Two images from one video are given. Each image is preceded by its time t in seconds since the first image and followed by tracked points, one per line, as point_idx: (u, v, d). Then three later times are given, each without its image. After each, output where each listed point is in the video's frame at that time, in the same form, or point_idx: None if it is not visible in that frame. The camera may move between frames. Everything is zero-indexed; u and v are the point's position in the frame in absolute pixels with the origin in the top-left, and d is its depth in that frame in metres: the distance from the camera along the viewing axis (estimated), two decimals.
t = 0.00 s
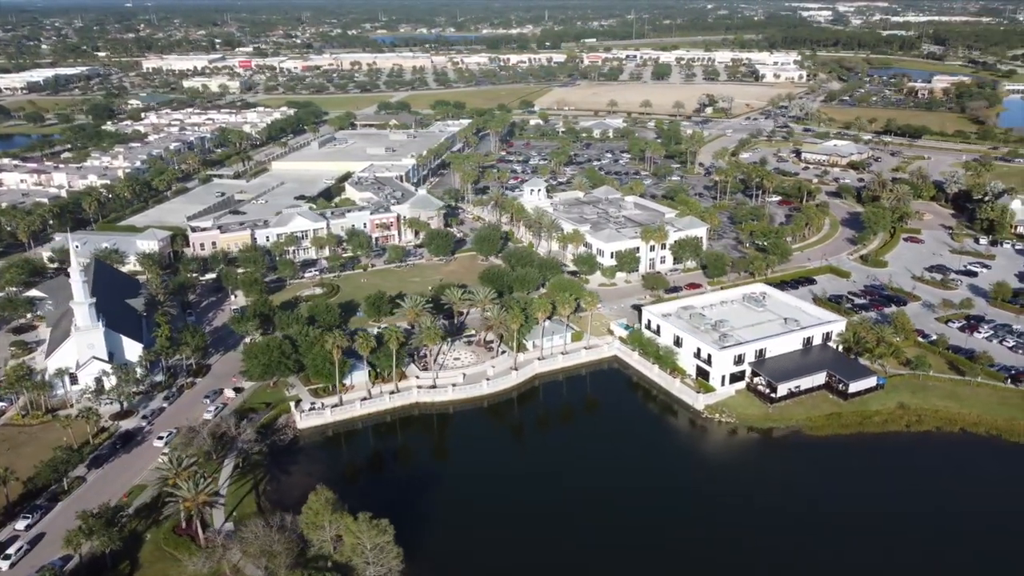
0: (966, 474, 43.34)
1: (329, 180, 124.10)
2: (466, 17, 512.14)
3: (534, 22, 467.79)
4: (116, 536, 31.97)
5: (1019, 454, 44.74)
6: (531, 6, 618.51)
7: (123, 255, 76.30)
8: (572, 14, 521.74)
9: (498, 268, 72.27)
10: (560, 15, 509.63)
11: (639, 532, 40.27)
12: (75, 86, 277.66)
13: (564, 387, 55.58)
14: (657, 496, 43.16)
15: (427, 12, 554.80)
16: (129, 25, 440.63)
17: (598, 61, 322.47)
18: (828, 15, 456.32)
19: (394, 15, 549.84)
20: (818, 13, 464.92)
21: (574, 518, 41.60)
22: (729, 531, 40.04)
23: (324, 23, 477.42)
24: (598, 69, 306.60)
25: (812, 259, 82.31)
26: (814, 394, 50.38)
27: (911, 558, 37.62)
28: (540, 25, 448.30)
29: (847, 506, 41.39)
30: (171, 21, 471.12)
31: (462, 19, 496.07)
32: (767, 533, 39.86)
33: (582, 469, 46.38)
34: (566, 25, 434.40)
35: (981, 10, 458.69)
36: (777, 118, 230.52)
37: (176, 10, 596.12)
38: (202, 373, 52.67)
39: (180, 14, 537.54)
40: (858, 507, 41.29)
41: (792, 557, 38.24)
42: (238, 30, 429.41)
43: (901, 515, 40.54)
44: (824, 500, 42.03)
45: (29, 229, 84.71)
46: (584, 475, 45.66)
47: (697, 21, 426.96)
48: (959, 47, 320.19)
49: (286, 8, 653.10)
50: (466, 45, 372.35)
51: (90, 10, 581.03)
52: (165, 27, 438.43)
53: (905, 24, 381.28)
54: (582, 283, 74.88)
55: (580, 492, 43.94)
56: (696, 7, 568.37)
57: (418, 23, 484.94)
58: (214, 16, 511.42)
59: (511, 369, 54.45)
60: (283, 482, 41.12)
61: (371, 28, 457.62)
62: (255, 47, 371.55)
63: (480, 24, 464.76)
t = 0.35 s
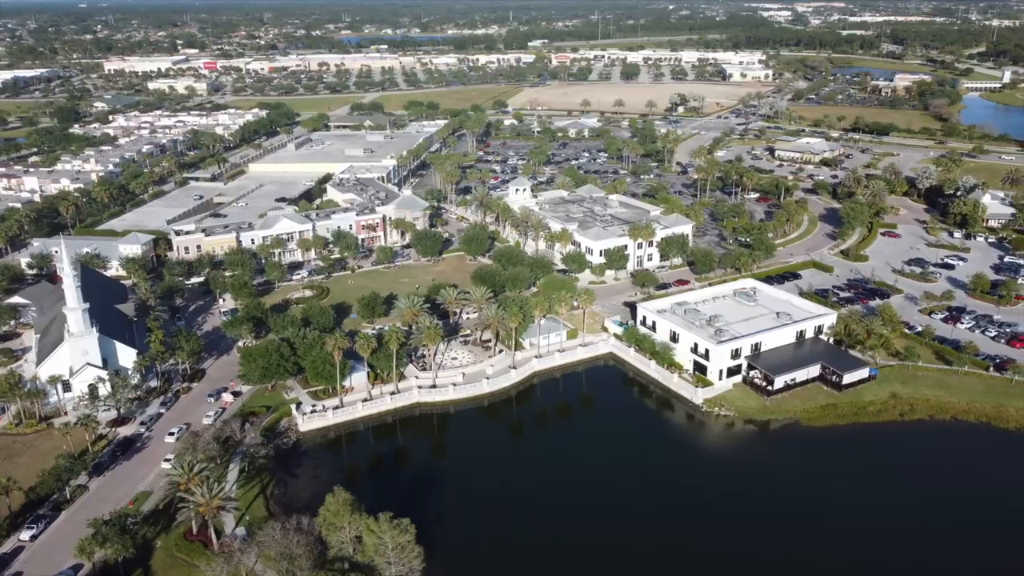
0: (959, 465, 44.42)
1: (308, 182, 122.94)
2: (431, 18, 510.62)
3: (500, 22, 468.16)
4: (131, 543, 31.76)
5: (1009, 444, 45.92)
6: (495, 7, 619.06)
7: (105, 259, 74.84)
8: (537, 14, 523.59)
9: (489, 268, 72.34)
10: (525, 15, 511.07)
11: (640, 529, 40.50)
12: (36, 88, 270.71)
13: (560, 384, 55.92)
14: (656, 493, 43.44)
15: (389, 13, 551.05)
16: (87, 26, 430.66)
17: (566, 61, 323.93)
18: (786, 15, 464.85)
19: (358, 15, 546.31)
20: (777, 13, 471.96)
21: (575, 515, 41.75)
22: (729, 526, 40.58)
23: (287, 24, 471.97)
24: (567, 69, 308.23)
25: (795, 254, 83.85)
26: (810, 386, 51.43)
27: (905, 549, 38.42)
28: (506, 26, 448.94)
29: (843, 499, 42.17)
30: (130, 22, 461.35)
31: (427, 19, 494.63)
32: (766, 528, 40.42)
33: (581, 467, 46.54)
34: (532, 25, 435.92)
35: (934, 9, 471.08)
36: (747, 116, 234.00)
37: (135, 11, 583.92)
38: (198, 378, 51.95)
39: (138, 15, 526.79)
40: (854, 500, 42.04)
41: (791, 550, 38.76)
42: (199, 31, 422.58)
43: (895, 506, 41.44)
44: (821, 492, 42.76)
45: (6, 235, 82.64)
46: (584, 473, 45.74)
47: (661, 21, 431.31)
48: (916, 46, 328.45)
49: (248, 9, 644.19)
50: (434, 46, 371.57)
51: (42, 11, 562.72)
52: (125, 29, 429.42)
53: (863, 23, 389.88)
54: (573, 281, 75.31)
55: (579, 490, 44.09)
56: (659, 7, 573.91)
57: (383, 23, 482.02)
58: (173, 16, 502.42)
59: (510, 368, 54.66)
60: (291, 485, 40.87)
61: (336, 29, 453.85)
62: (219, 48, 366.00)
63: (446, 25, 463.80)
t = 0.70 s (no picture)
0: (958, 457, 45.18)
1: (293, 184, 122.05)
2: (403, 19, 508.74)
3: (472, 23, 467.97)
4: (150, 548, 31.52)
5: (1009, 438, 46.57)
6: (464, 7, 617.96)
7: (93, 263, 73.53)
8: (508, 15, 524.22)
9: (485, 268, 72.45)
10: (496, 16, 511.62)
11: (643, 529, 40.61)
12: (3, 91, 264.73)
13: (561, 382, 56.16)
14: (659, 493, 43.50)
15: (360, 14, 547.44)
16: (51, 28, 421.80)
17: (542, 62, 324.91)
18: (752, 15, 474.71)
19: (328, 15, 542.24)
20: (744, 14, 480.72)
21: (579, 517, 41.67)
22: (731, 525, 40.75)
23: (256, 25, 467.16)
24: (543, 70, 309.07)
25: (784, 252, 85.17)
26: (810, 380, 52.42)
27: (907, 546, 38.76)
28: (479, 26, 449.28)
29: (845, 495, 42.53)
30: (94, 24, 453.06)
31: (398, 20, 493.12)
32: (769, 527, 40.64)
33: (584, 467, 46.55)
34: (503, 26, 436.74)
35: (897, 10, 480.75)
36: (724, 115, 236.61)
37: (100, 12, 573.31)
38: (200, 382, 51.50)
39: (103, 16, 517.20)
40: (856, 497, 42.39)
41: (793, 547, 39.05)
42: (167, 32, 416.23)
43: (897, 503, 41.79)
44: (823, 489, 43.11)
45: None
46: (587, 473, 45.71)
47: (632, 22, 434.02)
48: (883, 45, 334.72)
49: (216, 10, 636.68)
50: (408, 47, 370.56)
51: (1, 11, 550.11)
52: (90, 30, 421.38)
53: (830, 24, 396.70)
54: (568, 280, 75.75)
55: (583, 491, 44.01)
56: (624, 8, 576.95)
57: (355, 24, 479.52)
58: (140, 17, 494.22)
59: (514, 367, 54.95)
60: (304, 488, 40.75)
61: (307, 30, 450.19)
62: (190, 50, 360.99)
63: (416, 26, 462.56)
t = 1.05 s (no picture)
0: (951, 450, 46.27)
1: (274, 186, 120.71)
2: (369, 19, 504.99)
3: (440, 24, 466.78)
4: (167, 556, 31.28)
5: (1002, 432, 47.60)
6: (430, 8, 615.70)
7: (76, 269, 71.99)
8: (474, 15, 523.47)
9: (477, 268, 72.52)
10: (462, 16, 510.90)
11: (644, 529, 40.73)
12: None
13: (558, 380, 56.50)
14: (658, 493, 43.61)
15: (326, 15, 541.58)
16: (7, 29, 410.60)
17: (512, 62, 325.25)
18: (716, 15, 482.15)
19: (293, 16, 536.55)
20: (707, 14, 489.10)
21: (579, 518, 41.62)
22: (731, 523, 40.98)
23: (220, 25, 460.12)
24: (514, 70, 309.51)
25: (768, 248, 86.64)
26: (805, 373, 53.49)
27: (905, 541, 39.25)
28: (447, 27, 448.14)
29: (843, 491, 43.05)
30: (51, 25, 441.90)
31: (364, 21, 489.30)
32: (767, 523, 41.02)
33: (584, 467, 46.57)
34: (471, 27, 436.19)
35: (856, 10, 490.45)
36: (697, 114, 239.20)
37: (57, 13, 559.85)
38: (197, 387, 50.92)
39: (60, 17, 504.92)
40: (855, 493, 42.86)
41: (792, 543, 39.44)
42: (128, 33, 408.00)
43: (895, 499, 42.38)
44: (822, 486, 43.59)
45: None
46: (587, 474, 45.74)
47: (599, 22, 436.34)
48: (845, 44, 341.25)
49: (171, 10, 623.75)
50: (376, 48, 368.30)
51: None
52: (48, 31, 411.10)
53: (793, 23, 403.31)
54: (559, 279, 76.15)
55: (583, 492, 44.04)
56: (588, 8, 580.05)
57: (322, 25, 474.86)
58: (99, 18, 483.45)
59: (514, 366, 55.17)
60: (314, 492, 40.63)
61: (271, 31, 444.86)
62: (153, 51, 354.55)
63: (381, 27, 459.81)
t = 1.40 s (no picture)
0: (944, 441, 47.29)
1: (255, 189, 119.37)
2: (335, 20, 500.57)
3: (407, 24, 464.83)
4: (186, 563, 31.19)
5: (994, 427, 48.44)
6: (395, 8, 612.60)
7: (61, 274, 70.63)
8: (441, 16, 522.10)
9: (469, 268, 72.61)
10: (428, 17, 509.44)
11: (644, 529, 40.81)
12: None
13: (556, 378, 56.86)
14: (659, 494, 43.65)
15: (292, 16, 536.04)
16: None
17: (483, 63, 325.14)
18: (682, 15, 486.91)
19: (257, 17, 530.21)
20: (673, 14, 494.17)
21: (581, 519, 41.64)
22: (731, 523, 41.16)
23: (182, 26, 452.55)
24: (485, 70, 309.52)
25: (753, 245, 88.00)
26: (800, 367, 54.60)
27: (902, 538, 39.61)
28: (415, 28, 446.50)
29: (841, 488, 43.51)
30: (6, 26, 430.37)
31: (330, 22, 484.48)
32: (766, 520, 41.38)
33: (585, 468, 46.56)
34: (439, 27, 435.24)
35: (816, 10, 499.16)
36: (671, 113, 241.41)
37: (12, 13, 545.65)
38: (196, 392, 50.33)
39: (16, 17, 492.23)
40: (853, 490, 43.30)
41: (792, 541, 39.78)
42: (89, 34, 399.69)
43: (891, 495, 42.91)
44: (820, 483, 43.99)
45: None
46: (588, 473, 45.83)
47: (565, 22, 438.09)
48: (809, 44, 347.24)
49: (131, 10, 611.98)
50: (344, 49, 365.65)
51: None
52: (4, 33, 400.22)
53: (757, 23, 409.09)
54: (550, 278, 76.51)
55: (584, 492, 44.10)
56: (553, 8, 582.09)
57: (287, 26, 469.57)
58: (56, 20, 472.19)
59: (514, 365, 55.44)
60: (325, 498, 40.55)
61: (236, 32, 439.25)
62: (117, 53, 347.83)
63: (347, 28, 456.57)
